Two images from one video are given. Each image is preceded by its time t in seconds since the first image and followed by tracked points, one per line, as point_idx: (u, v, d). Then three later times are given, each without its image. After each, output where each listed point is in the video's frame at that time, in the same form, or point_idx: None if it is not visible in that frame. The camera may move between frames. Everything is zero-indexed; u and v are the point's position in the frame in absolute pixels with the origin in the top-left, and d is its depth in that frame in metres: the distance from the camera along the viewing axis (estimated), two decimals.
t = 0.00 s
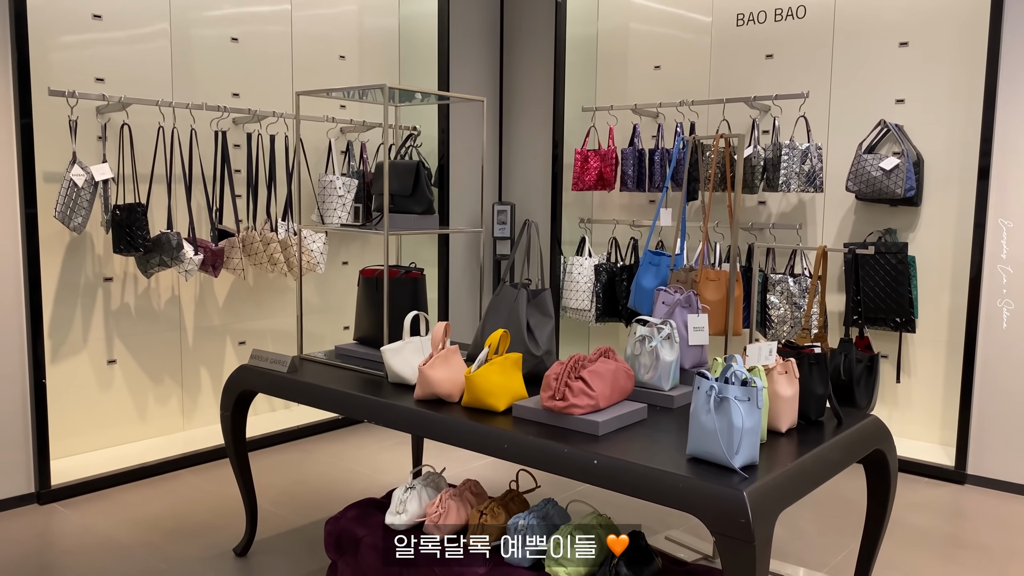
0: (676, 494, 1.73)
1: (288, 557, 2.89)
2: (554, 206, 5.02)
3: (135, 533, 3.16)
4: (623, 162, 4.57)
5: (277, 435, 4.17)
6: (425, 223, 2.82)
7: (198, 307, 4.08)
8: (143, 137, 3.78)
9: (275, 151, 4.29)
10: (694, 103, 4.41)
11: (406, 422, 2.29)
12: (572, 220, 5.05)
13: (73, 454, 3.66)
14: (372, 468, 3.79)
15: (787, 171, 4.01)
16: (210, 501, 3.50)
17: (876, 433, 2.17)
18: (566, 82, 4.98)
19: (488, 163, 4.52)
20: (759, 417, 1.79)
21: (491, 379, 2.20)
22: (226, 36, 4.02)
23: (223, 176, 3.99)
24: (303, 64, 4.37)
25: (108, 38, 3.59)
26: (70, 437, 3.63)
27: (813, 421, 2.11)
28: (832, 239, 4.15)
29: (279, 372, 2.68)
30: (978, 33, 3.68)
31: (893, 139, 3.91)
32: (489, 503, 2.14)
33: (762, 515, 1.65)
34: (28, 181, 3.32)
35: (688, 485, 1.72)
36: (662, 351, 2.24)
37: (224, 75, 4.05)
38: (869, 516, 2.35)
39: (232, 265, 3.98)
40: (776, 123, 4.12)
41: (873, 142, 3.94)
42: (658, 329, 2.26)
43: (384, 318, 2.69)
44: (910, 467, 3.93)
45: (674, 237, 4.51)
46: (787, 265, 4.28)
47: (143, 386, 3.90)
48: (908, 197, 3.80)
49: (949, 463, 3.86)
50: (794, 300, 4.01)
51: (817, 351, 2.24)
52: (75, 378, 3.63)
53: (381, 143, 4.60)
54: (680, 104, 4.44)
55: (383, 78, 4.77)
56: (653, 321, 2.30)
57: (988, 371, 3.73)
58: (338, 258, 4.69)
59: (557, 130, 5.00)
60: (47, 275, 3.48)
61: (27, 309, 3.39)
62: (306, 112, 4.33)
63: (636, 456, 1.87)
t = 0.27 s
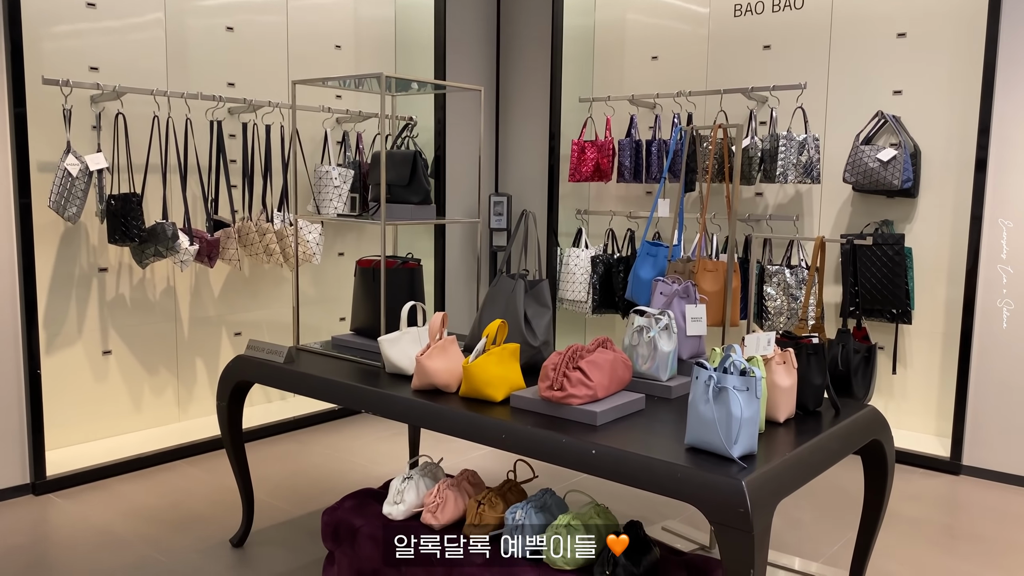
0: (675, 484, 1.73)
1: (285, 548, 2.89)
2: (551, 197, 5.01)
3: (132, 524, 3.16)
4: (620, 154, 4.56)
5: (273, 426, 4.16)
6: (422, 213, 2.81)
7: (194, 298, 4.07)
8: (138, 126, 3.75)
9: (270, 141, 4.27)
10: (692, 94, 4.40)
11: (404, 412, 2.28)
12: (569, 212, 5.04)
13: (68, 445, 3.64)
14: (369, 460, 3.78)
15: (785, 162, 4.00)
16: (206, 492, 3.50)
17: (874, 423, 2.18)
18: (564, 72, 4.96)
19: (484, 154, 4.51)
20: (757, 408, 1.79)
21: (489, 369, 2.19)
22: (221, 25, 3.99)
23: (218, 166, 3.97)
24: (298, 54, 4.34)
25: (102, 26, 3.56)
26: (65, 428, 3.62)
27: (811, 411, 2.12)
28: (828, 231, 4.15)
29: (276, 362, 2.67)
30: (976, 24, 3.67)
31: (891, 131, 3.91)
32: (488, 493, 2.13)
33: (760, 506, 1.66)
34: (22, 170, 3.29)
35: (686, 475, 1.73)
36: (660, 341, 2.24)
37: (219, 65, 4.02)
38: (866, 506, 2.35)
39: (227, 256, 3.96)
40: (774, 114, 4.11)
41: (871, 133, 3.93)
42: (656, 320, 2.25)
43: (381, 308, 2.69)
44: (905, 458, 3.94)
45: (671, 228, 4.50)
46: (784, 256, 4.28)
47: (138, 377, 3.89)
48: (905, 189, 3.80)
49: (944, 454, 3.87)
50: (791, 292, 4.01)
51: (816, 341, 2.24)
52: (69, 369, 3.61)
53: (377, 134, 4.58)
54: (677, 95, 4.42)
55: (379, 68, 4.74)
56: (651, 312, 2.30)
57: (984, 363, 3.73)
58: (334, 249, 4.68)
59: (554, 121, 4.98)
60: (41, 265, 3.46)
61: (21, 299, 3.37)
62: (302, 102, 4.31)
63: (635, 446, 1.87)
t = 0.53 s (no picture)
0: (678, 477, 1.73)
1: (284, 540, 2.88)
2: (551, 189, 5.00)
3: (131, 516, 3.15)
4: (620, 146, 4.54)
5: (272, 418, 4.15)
6: (422, 205, 2.79)
7: (192, 289, 4.05)
8: (136, 117, 3.73)
9: (269, 133, 4.25)
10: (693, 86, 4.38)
11: (404, 404, 2.27)
12: (568, 205, 5.02)
13: (66, 436, 3.64)
14: (368, 452, 3.78)
15: (786, 155, 3.99)
16: (205, 484, 3.49)
17: (875, 416, 2.17)
18: (564, 64, 4.93)
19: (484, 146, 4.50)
20: (759, 402, 1.79)
21: (490, 362, 2.18)
22: (219, 15, 3.97)
23: (217, 157, 3.95)
24: (297, 45, 4.31)
25: (100, 16, 3.54)
26: (64, 420, 3.61)
27: (813, 404, 2.11)
28: (828, 224, 4.15)
29: (275, 354, 2.66)
30: (977, 17, 3.66)
31: (892, 124, 3.90)
32: (489, 486, 2.12)
33: (763, 499, 1.66)
34: (19, 161, 3.27)
35: (689, 467, 1.72)
36: (661, 334, 2.24)
37: (218, 55, 4.00)
38: (866, 499, 2.35)
39: (226, 247, 3.94)
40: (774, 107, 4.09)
41: (872, 127, 3.92)
42: (658, 312, 2.25)
43: (381, 301, 2.68)
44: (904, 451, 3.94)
45: (671, 221, 4.49)
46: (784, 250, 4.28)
47: (136, 369, 3.88)
48: (906, 182, 3.79)
49: (943, 448, 3.88)
50: (791, 285, 4.01)
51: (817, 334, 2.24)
52: (67, 361, 3.60)
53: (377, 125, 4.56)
54: (678, 87, 4.41)
55: (378, 59, 4.72)
56: (653, 305, 2.29)
57: (984, 356, 3.73)
58: (333, 241, 4.66)
59: (554, 114, 4.96)
60: (39, 256, 3.44)
61: (20, 290, 3.36)
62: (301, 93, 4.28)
63: (637, 439, 1.87)
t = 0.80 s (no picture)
0: (684, 474, 1.72)
1: (287, 535, 2.88)
2: (555, 185, 4.99)
3: (134, 510, 3.15)
4: (624, 142, 4.53)
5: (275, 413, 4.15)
6: (427, 200, 2.78)
7: (196, 283, 4.05)
8: (140, 111, 3.73)
9: (273, 128, 4.24)
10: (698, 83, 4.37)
11: (409, 400, 2.27)
12: (572, 201, 5.02)
13: (70, 431, 3.64)
14: (371, 447, 3.78)
15: (790, 151, 3.98)
16: (209, 479, 3.49)
17: (882, 415, 2.17)
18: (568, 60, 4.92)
19: (488, 141, 4.49)
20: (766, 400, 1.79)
21: (495, 358, 2.18)
22: (224, 10, 3.96)
23: (221, 151, 3.95)
24: (302, 40, 4.30)
25: (105, 9, 3.53)
26: (67, 414, 3.62)
27: (818, 402, 2.11)
28: (833, 221, 4.14)
29: (279, 350, 2.65)
30: (984, 14, 3.64)
31: (897, 121, 3.89)
32: (494, 484, 2.11)
33: (770, 496, 1.65)
34: (24, 154, 3.27)
35: (695, 465, 1.72)
36: (667, 331, 2.23)
37: (222, 50, 3.99)
38: (872, 496, 2.35)
39: (230, 242, 3.94)
40: (780, 103, 4.08)
41: (877, 124, 3.91)
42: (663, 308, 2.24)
43: (385, 296, 2.67)
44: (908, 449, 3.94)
45: (675, 218, 4.48)
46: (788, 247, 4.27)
47: (140, 364, 3.88)
48: (912, 179, 3.78)
49: (947, 446, 3.87)
50: (795, 282, 4.00)
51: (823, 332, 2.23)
52: (71, 355, 3.60)
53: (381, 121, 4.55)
54: (682, 83, 4.39)
55: (382, 55, 4.71)
56: (658, 301, 2.28)
57: (989, 355, 3.72)
58: (336, 236, 4.66)
59: (558, 110, 4.94)
60: (43, 249, 3.44)
61: (24, 283, 3.35)
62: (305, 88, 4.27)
63: (643, 435, 1.86)
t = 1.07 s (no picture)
0: (699, 475, 1.72)
1: (300, 533, 2.89)
2: (566, 185, 4.99)
3: (147, 507, 3.17)
4: (636, 142, 4.53)
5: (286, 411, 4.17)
6: (441, 200, 2.79)
7: (208, 281, 4.07)
8: (154, 110, 3.75)
9: (286, 127, 4.25)
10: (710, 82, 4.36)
11: (423, 399, 2.27)
12: (583, 201, 5.01)
13: (83, 428, 3.66)
14: (382, 446, 3.79)
15: (803, 152, 3.97)
16: (221, 477, 3.50)
17: (897, 416, 2.16)
18: (580, 60, 4.91)
19: (500, 141, 4.49)
20: (783, 402, 1.78)
21: (509, 357, 2.18)
22: (237, 9, 3.97)
23: (234, 150, 3.96)
24: (314, 40, 4.31)
25: (119, 8, 3.55)
26: (81, 411, 3.64)
27: (833, 403, 2.10)
28: (846, 222, 4.12)
29: (293, 348, 2.66)
30: (1000, 14, 3.62)
31: (911, 121, 3.87)
32: (507, 483, 2.11)
33: (787, 498, 1.65)
34: (39, 153, 3.29)
35: (711, 466, 1.71)
36: (681, 331, 2.23)
37: (234, 49, 4.00)
38: (887, 498, 2.34)
39: (243, 241, 3.96)
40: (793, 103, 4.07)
41: (891, 124, 3.90)
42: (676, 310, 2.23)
43: (398, 295, 2.68)
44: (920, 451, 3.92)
45: (687, 218, 4.47)
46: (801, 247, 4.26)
47: (152, 362, 3.90)
48: (925, 180, 3.76)
49: (961, 449, 3.85)
50: (808, 283, 3.99)
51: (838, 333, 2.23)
52: (84, 352, 3.62)
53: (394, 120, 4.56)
54: (695, 83, 4.38)
55: (393, 54, 4.71)
56: (672, 302, 2.27)
57: (1003, 356, 3.70)
58: (347, 235, 4.67)
59: (570, 109, 4.94)
60: (57, 247, 3.46)
61: (39, 281, 3.37)
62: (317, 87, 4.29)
63: (658, 436, 1.86)
